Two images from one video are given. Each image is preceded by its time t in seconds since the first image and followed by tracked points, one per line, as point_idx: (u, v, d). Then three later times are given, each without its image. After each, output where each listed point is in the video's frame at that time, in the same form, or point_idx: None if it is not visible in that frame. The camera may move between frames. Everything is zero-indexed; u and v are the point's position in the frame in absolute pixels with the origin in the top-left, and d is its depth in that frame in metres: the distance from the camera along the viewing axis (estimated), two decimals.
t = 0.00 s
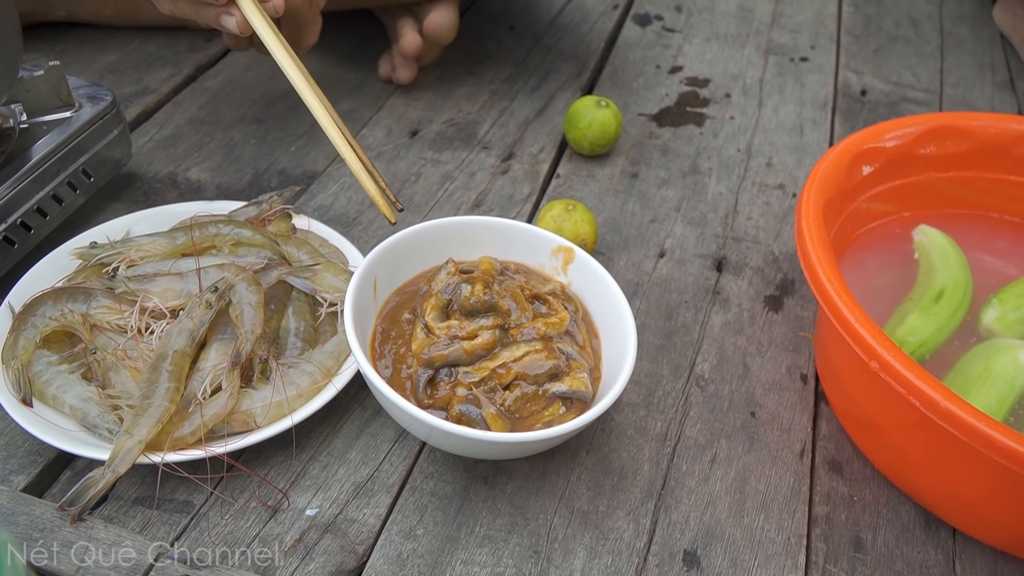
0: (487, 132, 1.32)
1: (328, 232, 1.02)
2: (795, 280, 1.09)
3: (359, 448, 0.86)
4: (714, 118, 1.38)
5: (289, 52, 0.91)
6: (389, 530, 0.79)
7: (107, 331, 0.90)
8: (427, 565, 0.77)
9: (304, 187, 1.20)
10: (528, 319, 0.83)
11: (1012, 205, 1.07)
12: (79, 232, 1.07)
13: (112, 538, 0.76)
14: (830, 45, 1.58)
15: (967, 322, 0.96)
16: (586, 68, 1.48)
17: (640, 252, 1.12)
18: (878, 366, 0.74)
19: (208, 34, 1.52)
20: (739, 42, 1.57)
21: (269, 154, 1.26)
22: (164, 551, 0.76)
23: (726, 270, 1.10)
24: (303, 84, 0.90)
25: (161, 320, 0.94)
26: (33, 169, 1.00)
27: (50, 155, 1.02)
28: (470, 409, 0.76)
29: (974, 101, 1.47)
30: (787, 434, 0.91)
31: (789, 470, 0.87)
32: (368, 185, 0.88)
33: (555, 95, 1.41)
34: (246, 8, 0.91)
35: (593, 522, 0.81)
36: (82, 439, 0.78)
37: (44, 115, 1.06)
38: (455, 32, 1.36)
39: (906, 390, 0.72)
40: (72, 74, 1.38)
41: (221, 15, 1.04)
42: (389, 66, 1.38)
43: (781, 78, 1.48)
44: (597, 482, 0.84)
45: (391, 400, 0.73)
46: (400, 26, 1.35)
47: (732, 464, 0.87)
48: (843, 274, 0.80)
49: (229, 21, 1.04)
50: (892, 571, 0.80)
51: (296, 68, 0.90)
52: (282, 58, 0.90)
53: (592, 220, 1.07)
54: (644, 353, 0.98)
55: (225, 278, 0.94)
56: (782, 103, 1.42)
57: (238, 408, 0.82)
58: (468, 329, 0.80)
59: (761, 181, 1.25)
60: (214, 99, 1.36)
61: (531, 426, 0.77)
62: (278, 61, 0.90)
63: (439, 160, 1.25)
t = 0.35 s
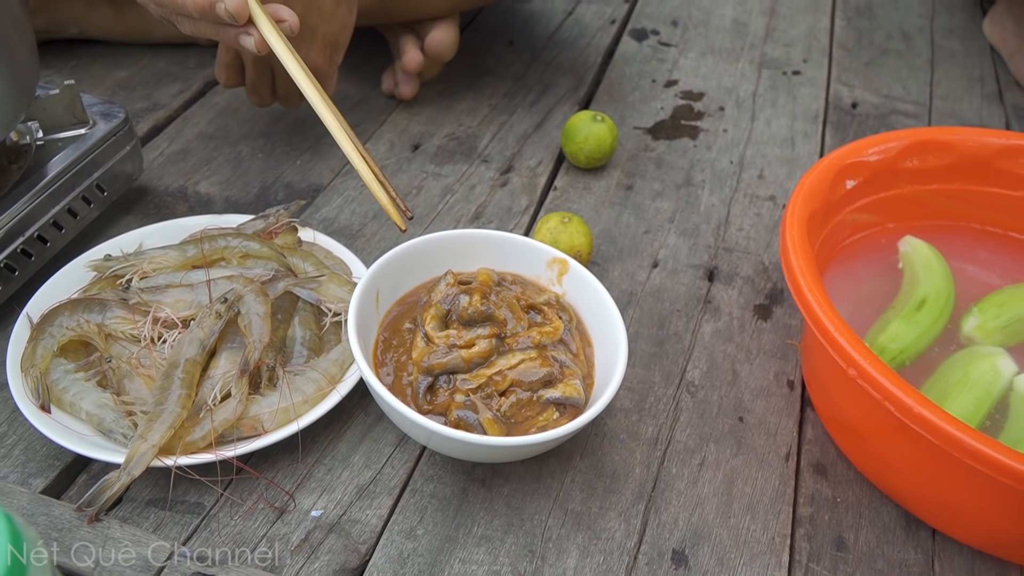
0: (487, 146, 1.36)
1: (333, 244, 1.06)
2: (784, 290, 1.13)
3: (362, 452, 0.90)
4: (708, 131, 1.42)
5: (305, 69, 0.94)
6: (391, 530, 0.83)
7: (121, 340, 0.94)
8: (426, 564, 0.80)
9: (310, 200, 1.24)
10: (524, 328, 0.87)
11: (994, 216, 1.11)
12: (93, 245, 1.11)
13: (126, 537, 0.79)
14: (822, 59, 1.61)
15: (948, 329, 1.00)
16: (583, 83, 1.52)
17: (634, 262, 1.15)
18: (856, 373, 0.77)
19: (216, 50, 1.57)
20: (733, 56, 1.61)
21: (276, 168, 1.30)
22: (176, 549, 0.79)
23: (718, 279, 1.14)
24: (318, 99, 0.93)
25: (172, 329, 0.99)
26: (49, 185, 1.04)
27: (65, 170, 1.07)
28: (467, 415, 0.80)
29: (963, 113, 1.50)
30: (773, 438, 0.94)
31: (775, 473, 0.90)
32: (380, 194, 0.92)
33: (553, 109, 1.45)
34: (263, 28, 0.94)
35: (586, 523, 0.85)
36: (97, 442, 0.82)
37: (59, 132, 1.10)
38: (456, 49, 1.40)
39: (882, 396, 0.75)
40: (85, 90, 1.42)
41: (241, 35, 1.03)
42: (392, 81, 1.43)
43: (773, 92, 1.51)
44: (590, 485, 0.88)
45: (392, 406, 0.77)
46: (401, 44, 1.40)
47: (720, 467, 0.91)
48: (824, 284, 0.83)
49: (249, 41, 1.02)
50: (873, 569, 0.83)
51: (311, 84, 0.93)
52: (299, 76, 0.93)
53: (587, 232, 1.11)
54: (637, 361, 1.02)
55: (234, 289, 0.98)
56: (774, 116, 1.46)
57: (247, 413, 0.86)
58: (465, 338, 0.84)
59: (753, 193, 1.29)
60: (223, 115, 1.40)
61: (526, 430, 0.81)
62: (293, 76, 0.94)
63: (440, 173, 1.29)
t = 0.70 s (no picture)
0: (486, 190, 1.46)
1: (344, 282, 1.16)
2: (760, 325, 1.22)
3: (370, 472, 0.99)
4: (693, 176, 1.52)
5: (315, 118, 0.96)
6: (395, 543, 0.91)
7: (151, 369, 1.03)
8: (428, 574, 0.88)
9: (321, 241, 1.33)
10: (517, 359, 0.96)
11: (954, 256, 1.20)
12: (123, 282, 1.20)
13: (156, 548, 0.88)
14: (802, 107, 1.72)
15: (909, 361, 1.08)
16: (577, 130, 1.62)
17: (621, 299, 1.24)
18: (815, 400, 0.86)
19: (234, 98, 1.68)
20: (719, 104, 1.72)
21: (290, 210, 1.40)
22: (201, 559, 0.88)
23: (699, 315, 1.23)
24: (325, 143, 0.97)
25: (198, 359, 1.07)
26: (84, 227, 1.14)
27: (99, 214, 1.16)
28: (466, 437, 0.88)
29: (933, 159, 1.60)
30: (747, 462, 1.02)
31: (748, 493, 0.99)
32: (381, 232, 0.99)
33: (548, 155, 1.55)
34: (279, 83, 0.93)
35: (574, 538, 0.93)
36: (129, 462, 0.91)
37: (93, 178, 1.20)
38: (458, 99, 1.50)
39: (838, 420, 0.84)
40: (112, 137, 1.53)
41: (258, 88, 0.99)
42: (399, 129, 1.53)
43: (755, 139, 1.62)
44: (578, 503, 0.96)
45: (398, 429, 0.86)
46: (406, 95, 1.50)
47: (697, 488, 0.99)
48: (789, 319, 0.92)
49: (265, 94, 0.98)
50: None
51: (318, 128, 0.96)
52: (309, 127, 0.94)
53: (578, 270, 1.20)
54: (623, 390, 1.10)
55: (254, 322, 1.06)
56: (755, 161, 1.56)
57: (265, 435, 0.94)
58: (464, 368, 0.93)
59: (734, 234, 1.38)
60: (241, 160, 1.51)
61: (518, 452, 0.89)
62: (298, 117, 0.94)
63: (443, 215, 1.39)
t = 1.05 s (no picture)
0: (486, 279, 1.57)
1: (355, 367, 1.27)
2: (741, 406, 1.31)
3: (376, 545, 1.07)
4: (679, 265, 1.63)
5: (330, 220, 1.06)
6: None
7: (176, 448, 1.11)
8: None
9: (333, 327, 1.44)
10: (512, 439, 1.05)
11: (918, 343, 1.30)
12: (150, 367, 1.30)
13: None
14: (781, 201, 1.85)
15: (877, 441, 1.17)
16: (571, 222, 1.74)
17: (611, 382, 1.34)
18: (782, 476, 0.95)
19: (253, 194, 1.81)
20: (703, 198, 1.84)
21: (304, 298, 1.51)
22: None
23: (683, 397, 1.32)
24: (339, 245, 1.07)
25: (220, 439, 1.14)
26: (118, 317, 1.25)
27: (132, 304, 1.27)
28: (465, 511, 0.96)
29: (903, 250, 1.72)
30: (727, 535, 1.10)
31: (727, 565, 1.06)
32: (389, 323, 1.10)
33: (544, 246, 1.67)
34: (302, 192, 1.05)
35: None
36: (155, 535, 0.99)
37: (127, 271, 1.32)
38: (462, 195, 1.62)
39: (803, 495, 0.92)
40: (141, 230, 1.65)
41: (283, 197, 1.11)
42: (406, 223, 1.65)
43: (737, 231, 1.74)
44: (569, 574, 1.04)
45: (403, 503, 0.94)
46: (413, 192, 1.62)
47: (680, 560, 1.06)
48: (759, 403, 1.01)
49: (290, 202, 1.10)
50: None
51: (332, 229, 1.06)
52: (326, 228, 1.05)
53: (570, 356, 1.30)
54: (612, 468, 1.19)
55: (272, 405, 1.15)
56: (737, 252, 1.67)
57: (281, 510, 1.03)
58: (464, 447, 1.02)
59: (717, 321, 1.48)
60: (259, 252, 1.62)
61: (513, 525, 0.98)
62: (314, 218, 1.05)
63: (446, 303, 1.50)
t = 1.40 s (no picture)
0: (491, 369, 1.66)
1: (368, 453, 1.35)
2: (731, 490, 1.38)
3: None
4: (674, 355, 1.72)
5: (349, 319, 1.16)
6: None
7: (201, 531, 1.19)
8: None
9: (347, 416, 1.53)
10: (514, 521, 1.13)
11: (898, 430, 1.38)
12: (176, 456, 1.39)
13: None
14: (771, 293, 1.95)
15: (861, 523, 1.24)
16: (572, 314, 1.85)
17: (609, 467, 1.42)
18: (763, 556, 1.01)
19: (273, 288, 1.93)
20: (697, 291, 1.95)
21: (320, 388, 1.60)
22: None
23: (677, 482, 1.39)
24: (358, 343, 1.14)
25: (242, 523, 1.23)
26: (149, 408, 1.34)
27: (162, 395, 1.37)
28: None
29: (888, 340, 1.81)
30: None
31: None
32: (401, 416, 1.14)
33: (546, 337, 1.77)
34: (324, 297, 1.17)
35: None
36: None
37: (158, 364, 1.42)
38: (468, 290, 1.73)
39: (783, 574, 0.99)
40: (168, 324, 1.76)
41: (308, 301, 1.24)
42: (416, 316, 1.76)
43: (729, 322, 1.84)
44: None
45: None
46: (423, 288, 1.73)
47: None
48: (743, 487, 1.09)
49: (313, 305, 1.24)
50: None
51: (351, 328, 1.14)
52: (344, 325, 1.14)
53: (569, 443, 1.38)
54: (609, 550, 1.26)
55: (290, 490, 1.24)
56: (728, 342, 1.77)
57: None
58: (469, 529, 1.09)
59: (709, 408, 1.57)
60: (278, 344, 1.73)
61: None
62: (333, 315, 1.16)
63: (453, 392, 1.59)
